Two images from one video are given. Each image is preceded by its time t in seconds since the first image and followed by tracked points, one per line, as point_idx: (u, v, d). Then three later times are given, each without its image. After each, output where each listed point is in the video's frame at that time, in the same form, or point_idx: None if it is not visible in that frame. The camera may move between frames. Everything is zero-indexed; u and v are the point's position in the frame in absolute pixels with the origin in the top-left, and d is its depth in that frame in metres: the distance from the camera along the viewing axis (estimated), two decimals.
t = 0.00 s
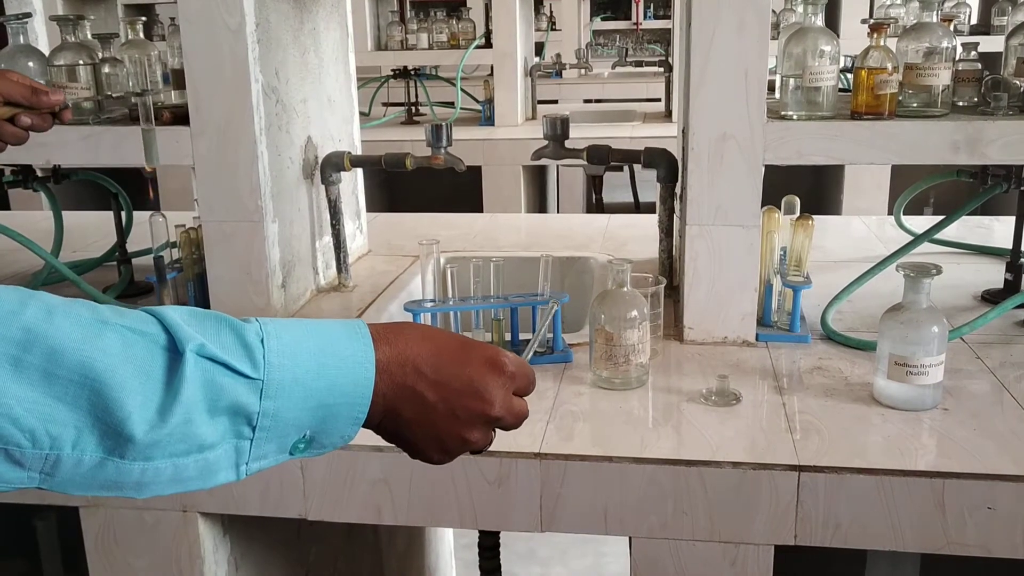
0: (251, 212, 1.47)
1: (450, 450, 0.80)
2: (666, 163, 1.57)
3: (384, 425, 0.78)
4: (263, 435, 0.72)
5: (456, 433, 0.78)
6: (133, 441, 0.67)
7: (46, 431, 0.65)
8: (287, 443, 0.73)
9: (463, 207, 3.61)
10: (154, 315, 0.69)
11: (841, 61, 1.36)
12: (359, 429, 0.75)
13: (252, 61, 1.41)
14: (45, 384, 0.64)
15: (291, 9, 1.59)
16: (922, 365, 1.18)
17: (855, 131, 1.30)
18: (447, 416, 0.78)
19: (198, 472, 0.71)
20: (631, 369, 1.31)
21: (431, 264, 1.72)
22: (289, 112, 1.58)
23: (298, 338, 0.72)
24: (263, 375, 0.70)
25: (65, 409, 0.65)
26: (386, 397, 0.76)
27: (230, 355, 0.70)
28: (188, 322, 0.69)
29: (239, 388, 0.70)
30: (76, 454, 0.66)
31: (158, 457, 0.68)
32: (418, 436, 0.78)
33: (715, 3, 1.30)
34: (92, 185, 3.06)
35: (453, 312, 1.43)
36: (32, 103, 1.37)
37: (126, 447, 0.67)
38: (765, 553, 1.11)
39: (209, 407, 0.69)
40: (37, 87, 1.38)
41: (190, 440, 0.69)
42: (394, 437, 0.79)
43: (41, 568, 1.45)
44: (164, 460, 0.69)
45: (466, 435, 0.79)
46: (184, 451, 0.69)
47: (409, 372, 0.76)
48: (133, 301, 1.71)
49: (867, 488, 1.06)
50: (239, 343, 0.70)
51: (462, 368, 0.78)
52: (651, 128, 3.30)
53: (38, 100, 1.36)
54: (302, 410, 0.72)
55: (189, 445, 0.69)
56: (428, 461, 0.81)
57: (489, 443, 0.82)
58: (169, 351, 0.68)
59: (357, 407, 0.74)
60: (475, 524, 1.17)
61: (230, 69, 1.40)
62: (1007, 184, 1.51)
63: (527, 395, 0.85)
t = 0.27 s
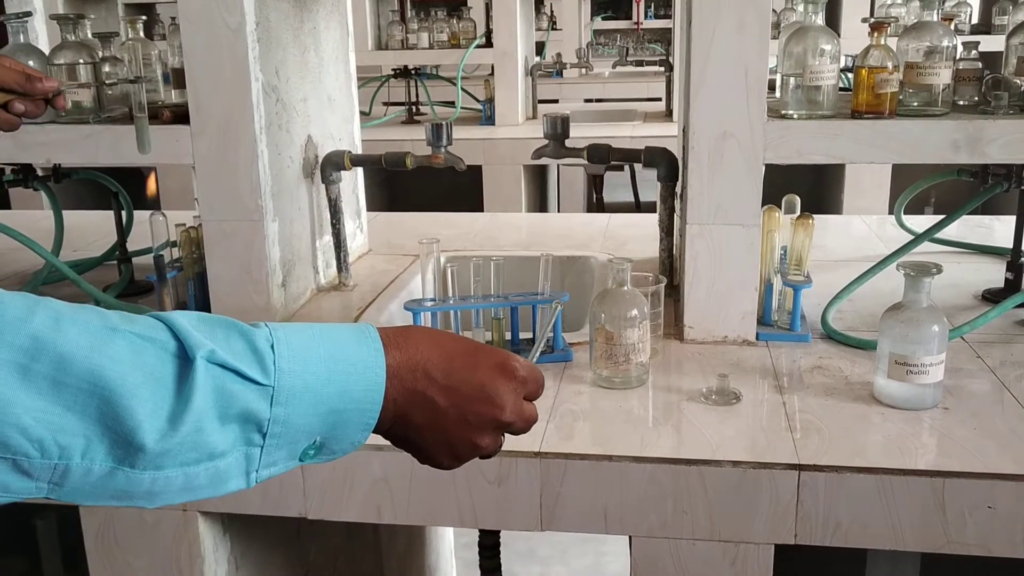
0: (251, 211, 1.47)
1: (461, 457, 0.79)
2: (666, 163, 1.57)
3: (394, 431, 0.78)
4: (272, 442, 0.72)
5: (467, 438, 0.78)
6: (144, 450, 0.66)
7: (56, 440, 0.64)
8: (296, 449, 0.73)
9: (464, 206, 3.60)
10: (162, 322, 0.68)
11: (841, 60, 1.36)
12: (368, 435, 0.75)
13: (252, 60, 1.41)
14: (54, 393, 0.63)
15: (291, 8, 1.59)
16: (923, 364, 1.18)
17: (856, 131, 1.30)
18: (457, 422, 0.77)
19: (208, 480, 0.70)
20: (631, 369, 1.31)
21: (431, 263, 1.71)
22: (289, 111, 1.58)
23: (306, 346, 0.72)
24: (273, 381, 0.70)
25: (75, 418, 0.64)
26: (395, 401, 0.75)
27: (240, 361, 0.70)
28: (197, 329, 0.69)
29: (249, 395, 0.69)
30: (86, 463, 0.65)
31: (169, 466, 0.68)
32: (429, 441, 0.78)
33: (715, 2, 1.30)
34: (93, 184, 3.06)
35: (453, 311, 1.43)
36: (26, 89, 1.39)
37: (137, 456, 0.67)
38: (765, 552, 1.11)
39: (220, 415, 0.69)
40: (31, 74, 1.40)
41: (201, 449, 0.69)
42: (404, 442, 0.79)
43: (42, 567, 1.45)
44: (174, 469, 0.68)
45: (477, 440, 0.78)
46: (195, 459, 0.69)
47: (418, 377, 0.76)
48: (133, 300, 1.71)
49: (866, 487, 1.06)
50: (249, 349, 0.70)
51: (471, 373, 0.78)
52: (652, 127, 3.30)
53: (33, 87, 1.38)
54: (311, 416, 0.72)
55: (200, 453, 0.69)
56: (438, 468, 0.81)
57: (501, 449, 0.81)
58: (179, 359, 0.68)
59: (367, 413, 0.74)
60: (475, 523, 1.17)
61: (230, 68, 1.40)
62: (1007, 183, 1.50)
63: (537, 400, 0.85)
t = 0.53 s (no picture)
0: (253, 210, 1.47)
1: (476, 453, 0.76)
2: (668, 162, 1.57)
3: (408, 430, 0.74)
4: (293, 443, 0.68)
5: (483, 436, 0.75)
6: (165, 454, 0.62)
7: (75, 446, 0.60)
8: (316, 450, 0.70)
9: (466, 205, 3.60)
10: (178, 323, 0.65)
11: (843, 59, 1.36)
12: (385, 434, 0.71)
13: (254, 58, 1.41)
14: (72, 398, 0.59)
15: (293, 7, 1.59)
16: (925, 363, 1.18)
17: (858, 129, 1.30)
18: (474, 419, 0.74)
19: (229, 484, 0.66)
20: (633, 368, 1.31)
21: (432, 262, 1.69)
22: (290, 110, 1.58)
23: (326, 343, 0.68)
24: (292, 381, 0.67)
25: (93, 422, 0.60)
26: (411, 401, 0.72)
27: (259, 361, 0.66)
28: (213, 329, 0.66)
29: (270, 396, 0.66)
30: (106, 469, 0.61)
31: (190, 470, 0.64)
32: (444, 440, 0.75)
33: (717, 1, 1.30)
34: (95, 183, 3.07)
35: (455, 310, 1.43)
36: (25, 94, 1.35)
37: (158, 461, 0.63)
38: (767, 551, 1.11)
39: (241, 417, 0.65)
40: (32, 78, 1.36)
41: (221, 451, 0.65)
42: (418, 441, 0.75)
43: (43, 566, 1.46)
44: (195, 473, 0.64)
45: (493, 438, 0.75)
46: (216, 462, 0.65)
47: (435, 376, 0.72)
48: (135, 298, 1.71)
49: (868, 486, 1.06)
50: (267, 349, 0.67)
51: (488, 371, 0.74)
52: (653, 127, 3.30)
53: (32, 92, 1.34)
54: (333, 416, 0.68)
55: (221, 456, 0.65)
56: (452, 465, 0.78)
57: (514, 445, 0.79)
58: (197, 360, 0.64)
59: (386, 412, 0.70)
60: (477, 522, 1.17)
61: (232, 67, 1.40)
62: (1009, 182, 1.50)
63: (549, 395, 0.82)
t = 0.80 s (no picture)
0: (254, 209, 1.47)
1: (503, 449, 0.71)
2: (670, 161, 1.56)
3: (430, 425, 0.69)
4: (332, 439, 0.63)
5: (509, 429, 0.70)
6: (206, 451, 0.58)
7: (115, 446, 0.55)
8: (351, 445, 0.64)
9: (467, 204, 3.60)
10: (212, 320, 0.61)
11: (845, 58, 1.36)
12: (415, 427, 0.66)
13: (255, 57, 1.41)
14: (111, 398, 0.55)
15: (295, 6, 1.59)
16: (928, 363, 1.17)
17: (860, 129, 1.30)
18: (500, 412, 0.69)
19: (269, 481, 0.61)
20: (635, 367, 1.31)
21: (434, 261, 1.66)
22: (292, 109, 1.58)
23: (361, 335, 0.64)
24: (327, 375, 0.62)
25: (133, 421, 0.56)
26: (436, 393, 0.66)
27: (294, 356, 0.61)
28: (248, 323, 0.61)
29: (308, 391, 0.61)
30: (148, 469, 0.57)
31: (233, 468, 0.59)
32: (468, 434, 0.69)
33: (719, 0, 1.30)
34: (97, 182, 3.08)
35: (456, 309, 1.43)
36: (23, 97, 1.34)
37: (200, 460, 0.58)
38: (769, 551, 1.11)
39: (279, 413, 0.60)
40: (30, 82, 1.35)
41: (261, 449, 0.60)
42: (439, 436, 0.70)
43: (45, 564, 1.46)
44: (238, 471, 0.60)
45: (519, 430, 0.70)
46: (257, 459, 0.60)
47: (459, 367, 0.67)
48: (136, 297, 1.71)
49: (870, 486, 1.06)
50: (302, 342, 0.62)
51: (513, 361, 0.69)
52: (655, 126, 3.30)
53: (30, 95, 1.34)
54: (371, 410, 0.63)
55: (262, 453, 0.60)
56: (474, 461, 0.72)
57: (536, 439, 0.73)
58: (234, 356, 0.60)
59: (417, 406, 0.65)
60: (479, 521, 1.16)
61: (234, 66, 1.40)
62: (1012, 181, 1.50)
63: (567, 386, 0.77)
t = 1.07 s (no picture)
0: (255, 208, 1.47)
1: (472, 364, 0.71)
2: (671, 161, 1.56)
3: (399, 346, 0.68)
4: (303, 361, 0.62)
5: (479, 345, 0.70)
6: (183, 371, 0.57)
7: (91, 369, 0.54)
8: (323, 366, 0.64)
9: (468, 203, 3.60)
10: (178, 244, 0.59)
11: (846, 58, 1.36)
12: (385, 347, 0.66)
13: (256, 57, 1.41)
14: (84, 321, 0.53)
15: (296, 6, 1.59)
16: (928, 363, 1.17)
17: (861, 129, 1.29)
18: (469, 328, 0.69)
19: (245, 400, 0.61)
20: (635, 367, 1.31)
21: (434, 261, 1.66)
22: (292, 109, 1.57)
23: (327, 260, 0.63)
24: (297, 298, 0.61)
25: (109, 345, 0.55)
26: (406, 314, 0.66)
27: (263, 281, 0.60)
28: (215, 247, 0.59)
29: (278, 313, 0.60)
30: (125, 389, 0.56)
31: (210, 387, 0.59)
32: (438, 351, 0.69)
33: None
34: (98, 182, 3.08)
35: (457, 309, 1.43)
36: (22, 86, 1.36)
37: (176, 381, 0.57)
38: (769, 552, 1.11)
39: (252, 334, 0.59)
40: (26, 70, 1.37)
41: (236, 369, 0.59)
42: (409, 355, 0.69)
43: (46, 564, 1.46)
44: (214, 390, 0.59)
45: (489, 347, 0.70)
46: (233, 379, 0.59)
47: (429, 290, 0.66)
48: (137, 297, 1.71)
49: (871, 487, 1.06)
50: (270, 267, 0.61)
51: (482, 281, 0.69)
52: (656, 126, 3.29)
53: (28, 84, 1.35)
54: (340, 331, 0.63)
55: (237, 372, 0.59)
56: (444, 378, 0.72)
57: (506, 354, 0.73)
58: (206, 280, 0.58)
59: (386, 326, 0.65)
60: (479, 522, 1.16)
61: (234, 65, 1.40)
62: (1013, 181, 1.50)
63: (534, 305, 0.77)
